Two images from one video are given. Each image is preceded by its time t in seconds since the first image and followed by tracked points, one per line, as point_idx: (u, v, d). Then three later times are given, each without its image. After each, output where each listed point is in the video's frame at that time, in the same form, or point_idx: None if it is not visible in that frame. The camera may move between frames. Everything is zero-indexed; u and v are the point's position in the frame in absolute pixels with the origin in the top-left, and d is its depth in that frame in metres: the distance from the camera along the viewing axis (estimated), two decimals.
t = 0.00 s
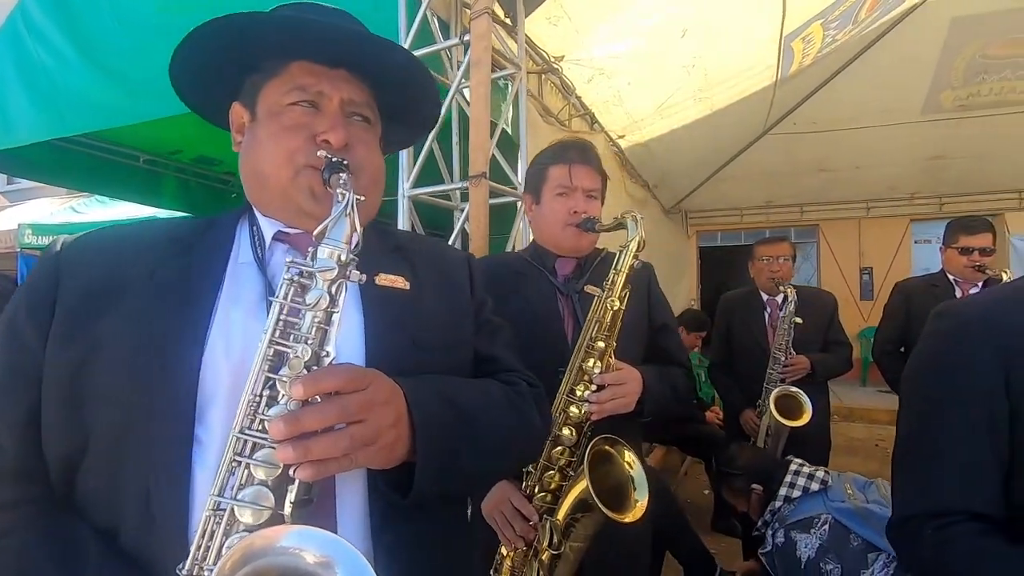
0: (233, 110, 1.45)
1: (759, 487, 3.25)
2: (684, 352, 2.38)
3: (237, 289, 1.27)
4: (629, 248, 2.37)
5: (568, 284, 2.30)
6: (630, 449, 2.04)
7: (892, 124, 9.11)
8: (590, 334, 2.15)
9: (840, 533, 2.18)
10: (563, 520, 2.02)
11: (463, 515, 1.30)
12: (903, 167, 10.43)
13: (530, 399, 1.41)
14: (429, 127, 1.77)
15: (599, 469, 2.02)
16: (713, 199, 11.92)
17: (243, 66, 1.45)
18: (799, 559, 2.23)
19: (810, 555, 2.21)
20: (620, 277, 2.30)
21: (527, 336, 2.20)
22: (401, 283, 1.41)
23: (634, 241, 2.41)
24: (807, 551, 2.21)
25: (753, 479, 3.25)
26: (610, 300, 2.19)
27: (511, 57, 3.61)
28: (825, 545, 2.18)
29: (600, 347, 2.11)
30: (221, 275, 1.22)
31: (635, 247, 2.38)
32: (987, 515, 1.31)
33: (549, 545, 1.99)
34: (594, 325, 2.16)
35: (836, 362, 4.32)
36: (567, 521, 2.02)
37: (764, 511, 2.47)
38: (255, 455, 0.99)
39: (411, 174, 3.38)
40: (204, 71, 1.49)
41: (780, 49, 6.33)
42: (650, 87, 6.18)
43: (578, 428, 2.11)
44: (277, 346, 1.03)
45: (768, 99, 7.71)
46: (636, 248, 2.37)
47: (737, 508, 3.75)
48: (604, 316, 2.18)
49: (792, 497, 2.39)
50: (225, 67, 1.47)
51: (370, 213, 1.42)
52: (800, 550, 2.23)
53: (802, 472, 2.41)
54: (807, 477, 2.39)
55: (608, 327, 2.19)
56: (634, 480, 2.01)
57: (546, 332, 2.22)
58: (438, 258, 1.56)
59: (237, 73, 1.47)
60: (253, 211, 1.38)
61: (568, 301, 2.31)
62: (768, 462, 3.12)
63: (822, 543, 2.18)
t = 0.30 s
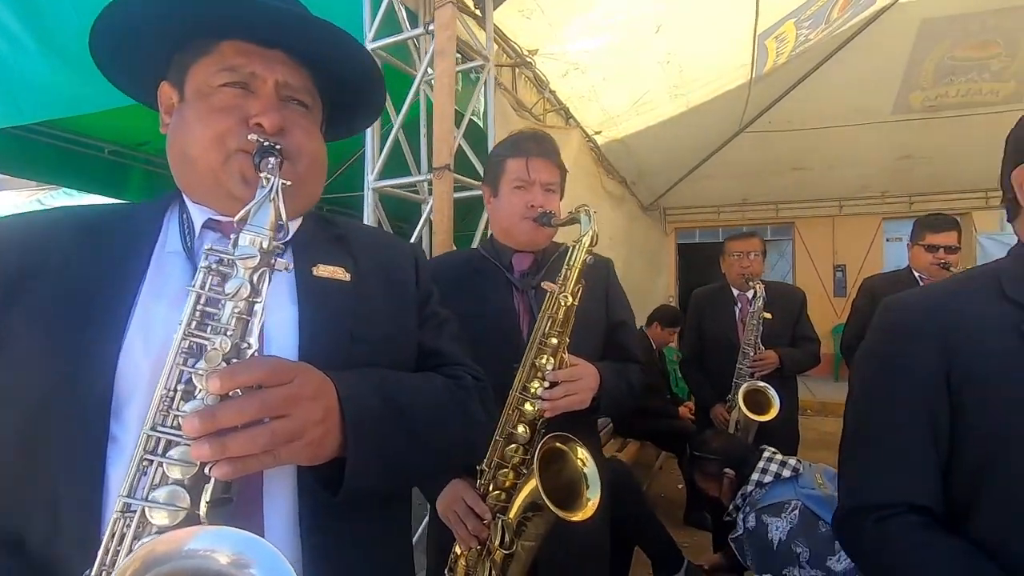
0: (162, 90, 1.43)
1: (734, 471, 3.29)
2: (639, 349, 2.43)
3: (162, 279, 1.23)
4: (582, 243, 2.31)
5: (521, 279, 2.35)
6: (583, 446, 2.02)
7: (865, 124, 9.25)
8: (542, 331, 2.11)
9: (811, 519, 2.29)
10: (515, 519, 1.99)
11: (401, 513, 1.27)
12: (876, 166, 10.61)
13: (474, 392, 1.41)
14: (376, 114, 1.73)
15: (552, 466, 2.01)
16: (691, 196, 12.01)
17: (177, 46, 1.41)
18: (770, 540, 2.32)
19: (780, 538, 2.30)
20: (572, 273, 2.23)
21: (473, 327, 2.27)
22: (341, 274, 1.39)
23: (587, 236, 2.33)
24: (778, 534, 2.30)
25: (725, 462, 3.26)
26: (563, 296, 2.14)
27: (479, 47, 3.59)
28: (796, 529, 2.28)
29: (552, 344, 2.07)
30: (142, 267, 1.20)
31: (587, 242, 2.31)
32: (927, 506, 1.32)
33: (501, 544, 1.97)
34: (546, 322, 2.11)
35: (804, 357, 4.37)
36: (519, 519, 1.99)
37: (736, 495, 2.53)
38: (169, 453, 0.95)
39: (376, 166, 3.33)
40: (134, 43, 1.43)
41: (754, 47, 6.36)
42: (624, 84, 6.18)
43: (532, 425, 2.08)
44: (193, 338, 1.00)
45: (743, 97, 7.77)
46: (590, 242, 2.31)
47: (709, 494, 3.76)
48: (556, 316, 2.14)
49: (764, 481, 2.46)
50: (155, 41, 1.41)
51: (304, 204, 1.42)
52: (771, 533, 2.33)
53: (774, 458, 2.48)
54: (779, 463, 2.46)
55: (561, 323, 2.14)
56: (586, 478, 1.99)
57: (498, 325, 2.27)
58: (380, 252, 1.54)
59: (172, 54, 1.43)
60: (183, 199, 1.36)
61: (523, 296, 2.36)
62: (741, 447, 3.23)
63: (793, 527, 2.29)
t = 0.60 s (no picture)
0: (70, 63, 1.35)
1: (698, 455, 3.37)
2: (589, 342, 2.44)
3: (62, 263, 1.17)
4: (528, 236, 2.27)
5: (472, 272, 2.32)
6: (527, 440, 2.00)
7: (830, 122, 9.41)
8: (488, 324, 2.09)
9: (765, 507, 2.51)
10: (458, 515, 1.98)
11: (319, 507, 1.24)
12: (841, 164, 10.83)
13: (401, 382, 1.37)
14: (311, 93, 1.66)
15: (495, 461, 2.00)
16: (663, 191, 12.11)
17: (86, 17, 1.32)
18: (727, 528, 2.54)
19: (738, 526, 2.51)
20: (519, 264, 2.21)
21: (419, 320, 2.23)
22: (264, 262, 1.33)
23: (533, 228, 2.32)
24: (735, 522, 2.52)
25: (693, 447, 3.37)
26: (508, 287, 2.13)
27: (439, 34, 3.53)
28: (752, 517, 2.50)
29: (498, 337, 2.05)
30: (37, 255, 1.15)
31: (533, 233, 2.29)
32: (851, 494, 1.33)
33: (444, 541, 1.94)
34: (492, 315, 2.09)
35: (763, 350, 4.43)
36: (464, 514, 1.97)
37: (699, 484, 2.73)
38: (42, 448, 0.91)
39: (331, 155, 3.24)
40: (40, 14, 1.35)
41: (722, 43, 6.36)
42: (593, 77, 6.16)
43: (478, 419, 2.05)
44: (68, 325, 0.98)
45: (713, 93, 7.83)
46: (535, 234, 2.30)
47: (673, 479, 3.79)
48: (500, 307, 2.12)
49: (725, 469, 2.68)
50: (63, 13, 1.33)
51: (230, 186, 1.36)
52: (729, 521, 2.54)
53: (738, 447, 2.68)
54: (741, 453, 2.67)
55: (507, 315, 2.12)
56: (531, 471, 1.98)
57: (445, 317, 2.25)
58: (312, 237, 1.48)
59: (81, 25, 1.35)
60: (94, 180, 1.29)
61: (473, 289, 2.33)
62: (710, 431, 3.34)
63: (749, 515, 2.50)
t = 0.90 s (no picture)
0: None
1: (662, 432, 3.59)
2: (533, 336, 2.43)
3: None
4: (466, 233, 2.34)
5: (416, 270, 2.27)
6: (464, 439, 1.98)
7: (790, 122, 9.64)
8: (426, 322, 2.07)
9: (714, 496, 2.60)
10: (393, 516, 1.96)
11: (218, 509, 1.22)
12: (801, 164, 11.12)
13: (319, 380, 1.34)
14: (232, 84, 1.60)
15: (432, 461, 1.98)
16: (630, 189, 12.23)
17: None
18: (678, 517, 2.61)
19: (687, 516, 2.59)
20: (457, 262, 2.27)
21: (356, 317, 2.21)
22: (173, 257, 1.28)
23: (472, 225, 2.36)
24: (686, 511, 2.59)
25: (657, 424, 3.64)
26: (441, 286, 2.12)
27: (392, 26, 3.48)
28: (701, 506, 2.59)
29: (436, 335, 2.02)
30: None
31: (472, 231, 2.34)
32: (763, 486, 1.37)
33: (378, 542, 1.95)
34: (430, 313, 2.08)
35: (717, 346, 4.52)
36: (397, 517, 1.96)
37: (654, 473, 2.79)
38: None
39: (278, 146, 3.15)
40: None
41: (685, 44, 6.32)
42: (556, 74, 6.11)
43: (415, 418, 2.04)
44: None
45: (676, 92, 7.90)
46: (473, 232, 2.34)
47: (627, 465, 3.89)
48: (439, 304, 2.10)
49: (679, 460, 2.75)
50: None
51: (143, 177, 1.30)
52: (680, 511, 2.61)
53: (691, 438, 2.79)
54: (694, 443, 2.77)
55: (445, 313, 2.11)
56: (467, 471, 1.96)
57: (385, 314, 2.22)
58: (230, 231, 1.43)
59: None
60: None
61: (415, 286, 2.30)
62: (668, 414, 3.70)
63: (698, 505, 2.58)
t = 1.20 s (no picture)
0: None
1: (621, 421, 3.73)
2: (475, 335, 2.45)
3: None
4: (399, 236, 2.30)
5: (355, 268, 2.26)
6: (398, 441, 1.99)
7: (749, 126, 9.85)
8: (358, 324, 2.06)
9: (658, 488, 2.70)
10: (325, 520, 1.95)
11: (111, 506, 1.28)
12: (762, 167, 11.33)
13: (230, 382, 1.37)
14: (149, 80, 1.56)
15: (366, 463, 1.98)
16: (596, 189, 12.33)
17: None
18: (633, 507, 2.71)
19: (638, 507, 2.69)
20: (389, 264, 2.23)
21: (291, 314, 2.18)
22: (76, 256, 1.25)
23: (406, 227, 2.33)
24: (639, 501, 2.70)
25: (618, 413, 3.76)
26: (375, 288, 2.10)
27: (341, 21, 3.44)
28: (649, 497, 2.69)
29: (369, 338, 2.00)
30: None
31: (405, 233, 2.30)
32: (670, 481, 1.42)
33: (309, 546, 1.92)
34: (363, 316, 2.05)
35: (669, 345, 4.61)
36: (329, 519, 1.94)
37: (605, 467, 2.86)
38: None
39: (221, 141, 3.09)
40: None
41: (646, 47, 6.38)
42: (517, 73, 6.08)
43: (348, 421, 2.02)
44: None
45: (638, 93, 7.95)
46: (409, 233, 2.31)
47: (582, 457, 3.92)
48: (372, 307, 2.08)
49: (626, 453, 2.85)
50: None
51: (51, 171, 1.27)
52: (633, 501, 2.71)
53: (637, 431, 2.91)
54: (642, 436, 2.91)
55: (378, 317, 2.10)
56: (400, 472, 1.97)
57: (323, 314, 2.19)
58: (143, 228, 1.41)
59: None
60: None
61: (354, 285, 2.28)
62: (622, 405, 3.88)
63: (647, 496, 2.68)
